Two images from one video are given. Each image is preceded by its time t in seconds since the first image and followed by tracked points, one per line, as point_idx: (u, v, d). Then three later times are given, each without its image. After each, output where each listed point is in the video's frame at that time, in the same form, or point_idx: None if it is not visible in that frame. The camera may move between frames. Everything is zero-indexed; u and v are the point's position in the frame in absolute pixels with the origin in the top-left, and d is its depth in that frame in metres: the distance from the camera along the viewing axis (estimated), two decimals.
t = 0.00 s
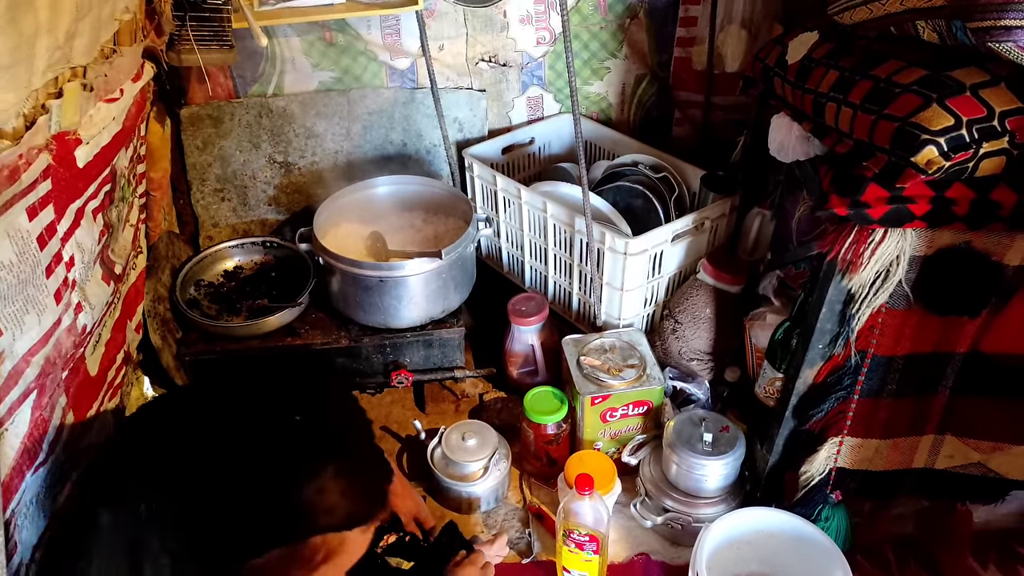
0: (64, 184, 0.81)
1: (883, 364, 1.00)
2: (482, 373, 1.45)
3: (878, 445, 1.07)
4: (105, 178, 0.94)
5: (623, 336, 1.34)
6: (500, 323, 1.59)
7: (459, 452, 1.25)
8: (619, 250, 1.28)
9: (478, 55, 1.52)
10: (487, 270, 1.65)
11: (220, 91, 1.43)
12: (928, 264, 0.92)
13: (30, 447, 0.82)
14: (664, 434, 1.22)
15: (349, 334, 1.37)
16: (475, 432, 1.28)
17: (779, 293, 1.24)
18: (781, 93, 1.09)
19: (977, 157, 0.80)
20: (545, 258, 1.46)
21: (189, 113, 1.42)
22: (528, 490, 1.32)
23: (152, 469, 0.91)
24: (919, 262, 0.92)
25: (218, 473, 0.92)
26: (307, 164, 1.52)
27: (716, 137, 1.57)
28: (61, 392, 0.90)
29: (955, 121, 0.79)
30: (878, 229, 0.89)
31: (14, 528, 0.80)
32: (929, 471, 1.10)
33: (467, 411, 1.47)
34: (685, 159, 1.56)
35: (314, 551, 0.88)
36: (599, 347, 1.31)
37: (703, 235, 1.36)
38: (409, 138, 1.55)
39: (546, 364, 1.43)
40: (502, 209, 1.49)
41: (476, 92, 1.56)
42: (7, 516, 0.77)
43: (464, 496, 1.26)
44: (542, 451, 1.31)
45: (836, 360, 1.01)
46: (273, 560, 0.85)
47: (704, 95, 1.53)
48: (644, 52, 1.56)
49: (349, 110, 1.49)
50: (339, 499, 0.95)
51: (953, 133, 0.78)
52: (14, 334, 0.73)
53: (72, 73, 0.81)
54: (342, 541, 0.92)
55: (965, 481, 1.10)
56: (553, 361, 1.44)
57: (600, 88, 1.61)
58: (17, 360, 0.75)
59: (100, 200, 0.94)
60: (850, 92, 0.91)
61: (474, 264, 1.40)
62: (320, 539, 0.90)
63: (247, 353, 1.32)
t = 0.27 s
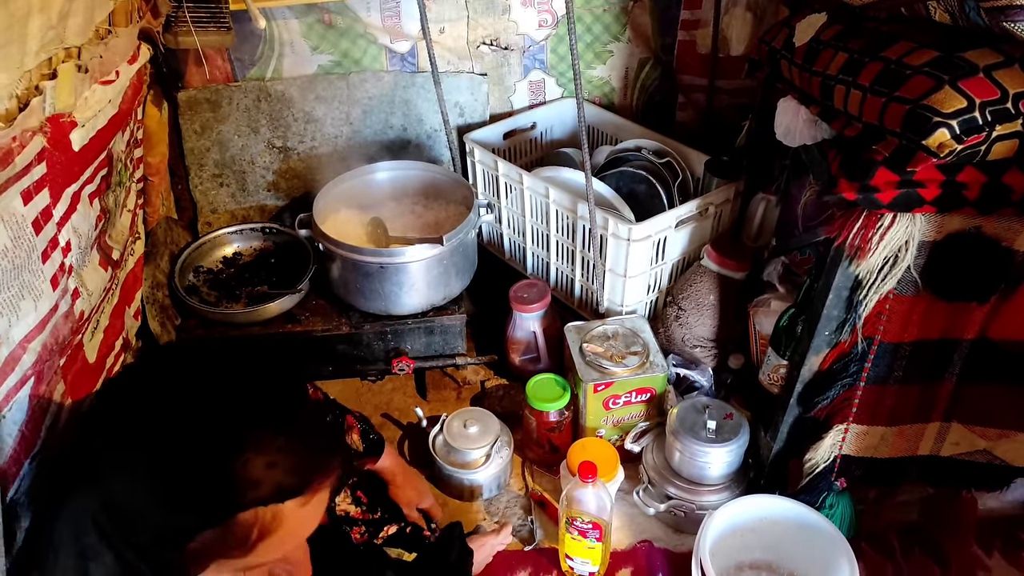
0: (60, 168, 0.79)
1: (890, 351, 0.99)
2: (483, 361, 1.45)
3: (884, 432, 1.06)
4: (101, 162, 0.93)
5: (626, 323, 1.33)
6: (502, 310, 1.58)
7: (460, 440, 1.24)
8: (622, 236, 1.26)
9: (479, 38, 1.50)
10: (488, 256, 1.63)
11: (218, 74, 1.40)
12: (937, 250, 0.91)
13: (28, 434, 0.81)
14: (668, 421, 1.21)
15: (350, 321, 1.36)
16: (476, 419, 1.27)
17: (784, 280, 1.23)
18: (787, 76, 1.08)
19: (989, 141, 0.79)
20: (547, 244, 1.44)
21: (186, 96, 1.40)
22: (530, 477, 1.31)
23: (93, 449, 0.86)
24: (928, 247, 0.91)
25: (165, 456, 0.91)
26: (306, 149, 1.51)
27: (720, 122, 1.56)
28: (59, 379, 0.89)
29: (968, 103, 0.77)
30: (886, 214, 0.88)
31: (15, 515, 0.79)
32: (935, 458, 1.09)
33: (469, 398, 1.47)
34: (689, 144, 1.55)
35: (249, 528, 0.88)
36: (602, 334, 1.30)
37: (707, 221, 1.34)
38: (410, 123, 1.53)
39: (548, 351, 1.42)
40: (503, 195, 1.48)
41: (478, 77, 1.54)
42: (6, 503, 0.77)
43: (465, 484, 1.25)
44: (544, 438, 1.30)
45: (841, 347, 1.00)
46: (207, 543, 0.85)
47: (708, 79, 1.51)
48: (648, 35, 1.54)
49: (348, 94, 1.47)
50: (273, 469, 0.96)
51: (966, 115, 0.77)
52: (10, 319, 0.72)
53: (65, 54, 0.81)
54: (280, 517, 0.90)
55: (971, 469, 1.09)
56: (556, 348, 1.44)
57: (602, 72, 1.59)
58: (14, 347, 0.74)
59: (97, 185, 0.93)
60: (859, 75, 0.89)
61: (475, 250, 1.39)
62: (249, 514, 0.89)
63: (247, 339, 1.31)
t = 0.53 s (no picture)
0: (71, 129, 0.80)
1: (891, 312, 1.00)
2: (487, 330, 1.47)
3: (884, 393, 1.08)
4: (111, 127, 0.93)
5: (629, 292, 1.34)
6: (505, 281, 1.60)
7: (466, 405, 1.27)
8: (626, 205, 1.27)
9: (483, 10, 1.50)
10: (492, 228, 1.64)
11: (222, 45, 1.40)
12: (939, 212, 0.92)
13: (46, 392, 0.82)
14: (670, 386, 1.24)
15: (357, 290, 1.37)
16: (482, 385, 1.29)
17: (786, 248, 1.24)
18: (793, 42, 1.08)
19: (993, 100, 0.79)
20: (550, 215, 1.46)
21: (190, 67, 1.39)
22: (535, 442, 1.34)
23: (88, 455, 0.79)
24: (930, 209, 0.92)
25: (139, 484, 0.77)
26: (310, 121, 1.51)
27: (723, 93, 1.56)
28: (73, 340, 0.90)
29: (972, 62, 0.78)
30: (890, 175, 0.88)
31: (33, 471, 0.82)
32: (933, 420, 1.11)
33: (474, 366, 1.50)
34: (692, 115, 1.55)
35: (280, 484, 0.84)
36: (606, 303, 1.31)
37: (710, 190, 1.35)
38: (413, 95, 1.54)
39: (552, 320, 1.44)
40: (508, 166, 1.49)
41: (481, 48, 1.54)
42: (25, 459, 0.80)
43: (471, 449, 1.28)
44: (549, 404, 1.32)
45: (843, 310, 1.01)
46: (240, 504, 0.82)
47: (712, 50, 1.51)
48: (652, 6, 1.53)
49: (352, 66, 1.47)
50: (290, 422, 0.85)
51: (970, 74, 0.78)
52: (28, 277, 0.73)
53: (76, 15, 0.81)
54: (309, 468, 0.86)
55: (968, 429, 1.12)
56: (559, 317, 1.45)
57: (606, 44, 1.59)
58: (30, 306, 0.75)
59: (107, 149, 0.93)
60: (864, 38, 0.89)
61: (480, 220, 1.40)
62: (277, 467, 0.83)
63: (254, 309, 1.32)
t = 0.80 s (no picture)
0: (72, 73, 0.83)
1: (868, 261, 1.04)
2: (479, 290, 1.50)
3: (862, 341, 1.11)
4: (110, 77, 0.96)
5: (617, 249, 1.37)
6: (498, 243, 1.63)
7: (459, 358, 1.30)
8: (615, 162, 1.30)
9: None
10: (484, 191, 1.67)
11: (217, 6, 1.42)
12: (914, 160, 0.94)
13: (52, 330, 0.86)
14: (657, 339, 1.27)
15: (351, 249, 1.40)
16: (474, 339, 1.32)
17: (770, 205, 1.26)
18: None
19: (963, 46, 0.83)
20: (541, 176, 1.48)
21: (187, 28, 1.42)
22: (526, 396, 1.38)
23: (117, 439, 0.94)
24: (905, 157, 0.94)
25: (176, 428, 0.98)
26: (306, 84, 1.54)
27: (713, 58, 1.58)
28: (77, 284, 0.94)
29: (944, 9, 0.81)
30: (866, 123, 0.91)
31: (41, 406, 0.85)
32: (910, 368, 1.15)
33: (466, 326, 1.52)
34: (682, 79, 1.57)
35: (351, 430, 1.01)
36: (595, 260, 1.34)
37: (698, 150, 1.38)
38: (407, 59, 1.56)
39: (543, 279, 1.47)
40: (500, 128, 1.51)
41: (474, 12, 1.56)
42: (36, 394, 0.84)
43: (464, 402, 1.31)
44: (540, 359, 1.36)
45: (823, 259, 1.04)
46: (315, 452, 0.98)
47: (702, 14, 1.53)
48: None
49: (345, 28, 1.49)
50: (356, 370, 1.09)
51: (941, 20, 0.81)
52: (32, 215, 0.76)
53: None
54: (377, 413, 1.03)
55: (944, 378, 1.16)
56: (550, 276, 1.49)
57: (597, 8, 1.61)
58: (35, 242, 0.78)
59: (107, 99, 0.96)
60: None
61: (472, 180, 1.42)
62: (348, 414, 1.01)
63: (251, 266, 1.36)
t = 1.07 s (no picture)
0: (73, 19, 0.87)
1: (841, 208, 1.07)
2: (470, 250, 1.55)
3: (835, 288, 1.15)
4: (110, 28, 1.00)
5: (603, 207, 1.40)
6: (490, 205, 1.67)
7: (450, 312, 1.34)
8: (602, 120, 1.33)
9: None
10: (476, 155, 1.71)
11: None
12: (883, 108, 0.98)
13: (56, 268, 0.90)
14: (640, 291, 1.31)
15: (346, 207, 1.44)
16: (465, 295, 1.36)
17: (751, 161, 1.28)
18: None
19: None
20: (531, 138, 1.52)
21: None
22: (515, 350, 1.42)
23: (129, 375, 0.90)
24: (874, 105, 0.98)
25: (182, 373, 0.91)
26: (301, 48, 1.57)
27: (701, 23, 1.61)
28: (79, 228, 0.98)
29: None
30: (836, 70, 0.94)
31: (48, 340, 0.90)
32: (883, 316, 1.19)
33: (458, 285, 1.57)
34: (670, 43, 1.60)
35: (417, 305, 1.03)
36: (582, 217, 1.38)
37: (683, 109, 1.41)
38: (401, 24, 1.59)
39: (532, 238, 1.51)
40: (491, 91, 1.54)
41: None
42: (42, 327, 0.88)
43: (455, 355, 1.35)
44: (528, 313, 1.41)
45: (797, 208, 1.08)
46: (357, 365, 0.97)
47: None
48: None
49: None
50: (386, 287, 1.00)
51: None
52: (38, 149, 0.81)
53: None
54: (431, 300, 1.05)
55: (915, 326, 1.20)
56: (539, 235, 1.53)
57: None
58: (39, 180, 0.82)
59: (107, 49, 1.00)
60: None
61: (463, 140, 1.46)
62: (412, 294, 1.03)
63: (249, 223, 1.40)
